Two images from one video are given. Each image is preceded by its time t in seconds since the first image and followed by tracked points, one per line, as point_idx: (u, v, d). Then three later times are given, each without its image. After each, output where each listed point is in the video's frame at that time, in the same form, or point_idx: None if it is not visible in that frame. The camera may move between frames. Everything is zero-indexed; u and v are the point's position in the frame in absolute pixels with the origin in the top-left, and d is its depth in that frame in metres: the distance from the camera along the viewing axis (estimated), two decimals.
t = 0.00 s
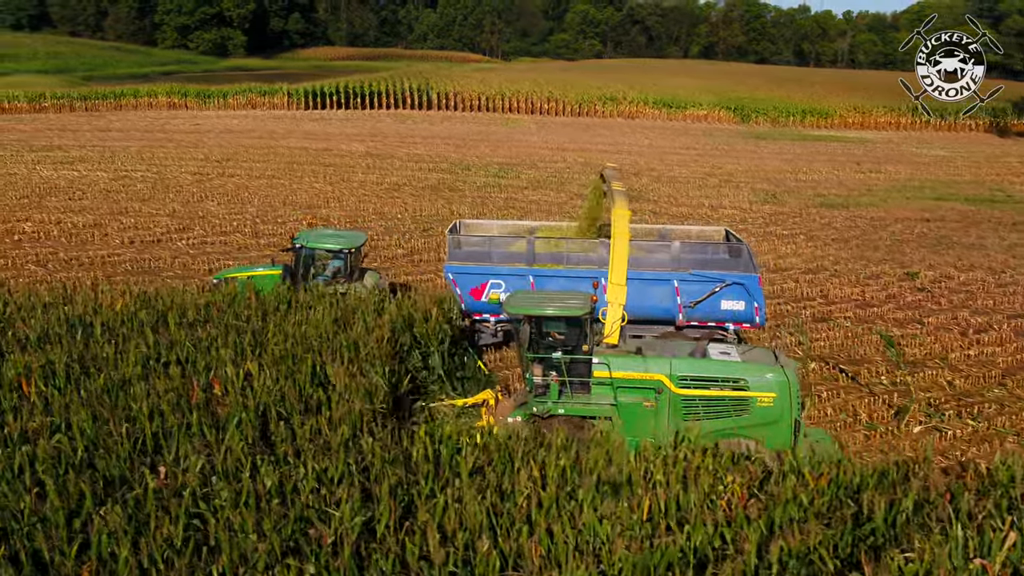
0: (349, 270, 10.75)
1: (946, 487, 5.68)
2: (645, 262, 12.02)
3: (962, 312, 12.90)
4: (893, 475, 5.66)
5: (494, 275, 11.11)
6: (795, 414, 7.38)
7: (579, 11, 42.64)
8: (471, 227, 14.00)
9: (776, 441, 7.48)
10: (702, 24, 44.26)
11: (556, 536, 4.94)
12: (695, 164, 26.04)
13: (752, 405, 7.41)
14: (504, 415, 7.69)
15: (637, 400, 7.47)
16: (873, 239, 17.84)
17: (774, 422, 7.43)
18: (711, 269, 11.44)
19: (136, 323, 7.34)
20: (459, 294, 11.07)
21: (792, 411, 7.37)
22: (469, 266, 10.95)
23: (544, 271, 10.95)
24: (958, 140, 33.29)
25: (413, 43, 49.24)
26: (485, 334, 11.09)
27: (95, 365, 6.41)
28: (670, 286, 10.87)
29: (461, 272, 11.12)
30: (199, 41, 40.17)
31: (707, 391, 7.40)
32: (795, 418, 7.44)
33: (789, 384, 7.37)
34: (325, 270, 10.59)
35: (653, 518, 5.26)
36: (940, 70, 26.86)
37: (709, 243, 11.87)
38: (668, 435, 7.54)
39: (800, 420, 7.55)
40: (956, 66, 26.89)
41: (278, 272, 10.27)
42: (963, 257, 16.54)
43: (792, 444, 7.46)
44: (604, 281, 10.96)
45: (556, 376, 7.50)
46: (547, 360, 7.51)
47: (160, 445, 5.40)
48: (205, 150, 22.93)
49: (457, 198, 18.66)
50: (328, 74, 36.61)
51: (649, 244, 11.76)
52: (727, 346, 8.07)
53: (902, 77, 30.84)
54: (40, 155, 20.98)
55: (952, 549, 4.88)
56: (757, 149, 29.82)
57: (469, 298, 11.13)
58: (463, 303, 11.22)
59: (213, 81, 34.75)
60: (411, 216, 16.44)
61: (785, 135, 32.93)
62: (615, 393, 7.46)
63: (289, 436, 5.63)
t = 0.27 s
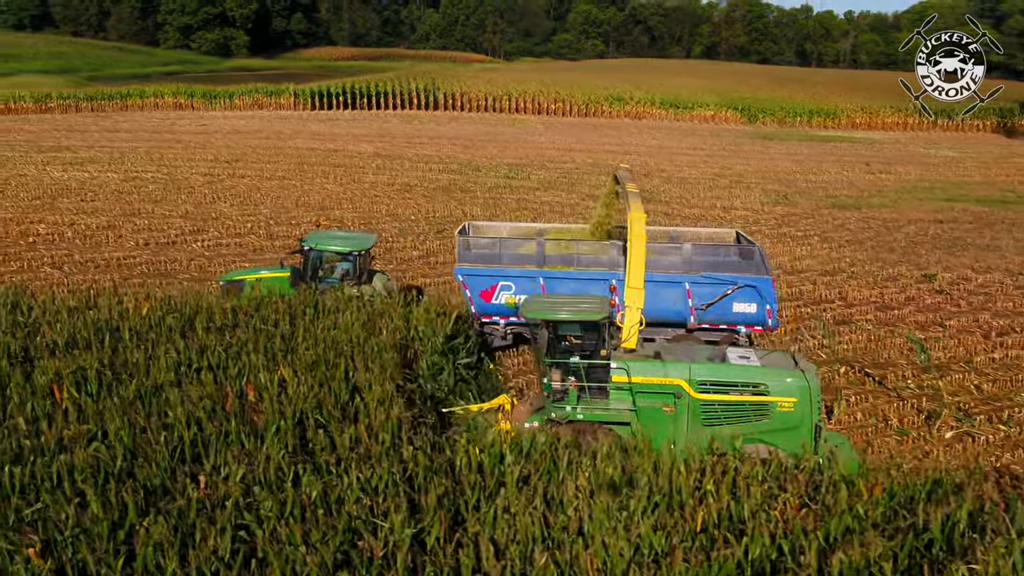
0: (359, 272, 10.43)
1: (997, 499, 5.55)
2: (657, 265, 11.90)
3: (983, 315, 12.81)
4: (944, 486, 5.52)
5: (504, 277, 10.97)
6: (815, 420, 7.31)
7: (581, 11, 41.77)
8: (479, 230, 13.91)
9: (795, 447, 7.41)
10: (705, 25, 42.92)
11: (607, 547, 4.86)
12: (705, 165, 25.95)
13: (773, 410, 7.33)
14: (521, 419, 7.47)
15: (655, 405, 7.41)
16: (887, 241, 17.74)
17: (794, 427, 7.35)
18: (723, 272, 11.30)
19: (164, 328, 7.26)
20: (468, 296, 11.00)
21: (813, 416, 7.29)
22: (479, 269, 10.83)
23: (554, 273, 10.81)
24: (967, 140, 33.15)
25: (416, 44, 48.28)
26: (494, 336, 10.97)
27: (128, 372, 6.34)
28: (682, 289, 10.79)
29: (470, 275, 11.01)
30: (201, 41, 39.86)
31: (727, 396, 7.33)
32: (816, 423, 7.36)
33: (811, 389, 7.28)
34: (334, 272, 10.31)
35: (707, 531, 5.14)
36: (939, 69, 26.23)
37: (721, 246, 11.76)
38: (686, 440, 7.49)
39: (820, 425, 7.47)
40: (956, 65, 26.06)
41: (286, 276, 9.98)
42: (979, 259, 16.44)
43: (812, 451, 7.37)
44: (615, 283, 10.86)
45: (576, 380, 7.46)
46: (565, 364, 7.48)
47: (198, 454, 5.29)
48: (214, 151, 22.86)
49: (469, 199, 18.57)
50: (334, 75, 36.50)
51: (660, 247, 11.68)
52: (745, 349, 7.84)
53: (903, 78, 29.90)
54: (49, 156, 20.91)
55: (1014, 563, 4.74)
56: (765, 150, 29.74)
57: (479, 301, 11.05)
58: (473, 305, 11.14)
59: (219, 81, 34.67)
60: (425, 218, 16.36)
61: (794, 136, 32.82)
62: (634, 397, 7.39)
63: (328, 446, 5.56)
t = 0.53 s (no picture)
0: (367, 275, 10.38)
1: None
2: (669, 268, 11.83)
3: (1003, 317, 12.73)
4: (997, 494, 5.42)
5: (515, 280, 10.84)
6: (836, 423, 7.26)
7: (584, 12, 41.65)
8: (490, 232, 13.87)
9: (817, 451, 7.35)
10: (708, 24, 42.86)
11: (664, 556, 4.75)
12: (714, 166, 25.89)
13: (794, 415, 7.28)
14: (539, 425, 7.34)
15: (675, 410, 7.32)
16: (902, 242, 17.68)
17: (816, 432, 7.30)
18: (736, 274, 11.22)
19: (194, 332, 7.15)
20: (479, 299, 10.89)
21: (834, 420, 7.24)
22: (489, 272, 10.71)
23: (565, 277, 10.66)
24: (975, 141, 33.09)
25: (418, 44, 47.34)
26: (504, 339, 10.90)
27: (161, 379, 6.23)
28: (694, 291, 10.71)
29: (481, 277, 10.90)
30: (205, 41, 39.62)
31: (747, 401, 7.26)
32: (837, 427, 7.32)
33: (831, 393, 7.24)
34: (343, 276, 10.22)
35: (764, 541, 5.01)
36: (940, 69, 26.29)
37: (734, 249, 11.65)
38: (707, 445, 7.40)
39: (841, 430, 7.42)
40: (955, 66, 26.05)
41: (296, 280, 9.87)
42: (995, 261, 16.37)
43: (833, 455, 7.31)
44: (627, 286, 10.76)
45: (594, 385, 7.28)
46: (584, 369, 7.30)
47: (240, 461, 5.21)
48: (224, 152, 22.80)
49: (481, 200, 18.51)
50: (340, 75, 36.42)
51: (672, 249, 11.59)
52: (763, 354, 7.79)
53: (903, 78, 29.97)
54: (58, 157, 20.84)
55: None
56: (774, 150, 29.69)
57: (490, 303, 10.93)
58: (483, 308, 11.03)
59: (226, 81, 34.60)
60: (438, 219, 16.29)
61: (802, 137, 32.74)
62: (653, 403, 7.31)
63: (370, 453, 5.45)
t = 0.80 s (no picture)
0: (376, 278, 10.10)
1: None
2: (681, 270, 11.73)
3: None
4: None
5: (527, 283, 10.62)
6: (858, 429, 7.08)
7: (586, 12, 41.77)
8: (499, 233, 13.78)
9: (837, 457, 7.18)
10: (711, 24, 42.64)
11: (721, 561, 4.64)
12: (725, 167, 25.80)
13: (815, 420, 7.09)
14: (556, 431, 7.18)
15: (694, 415, 7.14)
16: (917, 244, 17.58)
17: (837, 437, 7.11)
18: (749, 277, 11.13)
19: (225, 335, 7.10)
20: (489, 302, 10.67)
21: (856, 426, 7.05)
22: (502, 275, 10.48)
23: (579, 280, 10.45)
24: (983, 141, 32.98)
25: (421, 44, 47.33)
26: (514, 341, 10.68)
27: (194, 385, 6.17)
28: (707, 294, 10.64)
29: (492, 280, 10.68)
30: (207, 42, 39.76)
31: (767, 406, 7.06)
32: (859, 432, 7.13)
33: (853, 399, 7.02)
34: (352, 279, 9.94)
35: (822, 552, 4.85)
36: (939, 69, 26.51)
37: (748, 250, 11.48)
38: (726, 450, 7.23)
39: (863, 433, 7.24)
40: (955, 66, 26.13)
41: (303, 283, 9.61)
42: (1012, 263, 16.26)
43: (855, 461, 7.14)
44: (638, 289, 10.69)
45: (614, 392, 7.16)
46: (602, 374, 7.15)
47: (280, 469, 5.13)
48: (233, 152, 22.73)
49: (494, 202, 18.43)
50: (346, 74, 36.33)
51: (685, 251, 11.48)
52: (784, 358, 7.56)
53: (903, 78, 29.69)
54: (68, 157, 20.77)
55: None
56: (782, 151, 29.62)
57: (501, 307, 10.70)
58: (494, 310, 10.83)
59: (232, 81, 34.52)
60: (452, 221, 16.21)
61: (810, 137, 32.65)
62: (672, 408, 7.11)
63: (411, 460, 5.39)
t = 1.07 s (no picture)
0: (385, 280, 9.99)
1: None
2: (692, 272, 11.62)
3: None
4: None
5: (538, 285, 10.52)
6: (878, 432, 7.06)
7: (586, 14, 41.36)
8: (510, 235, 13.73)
9: (858, 461, 7.15)
10: (713, 25, 42.51)
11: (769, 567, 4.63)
12: (735, 167, 25.72)
13: (836, 424, 7.06)
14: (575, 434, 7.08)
15: (714, 420, 7.10)
16: (932, 246, 17.50)
17: (858, 441, 7.08)
18: (761, 280, 11.03)
19: (255, 341, 7.04)
20: (500, 304, 10.56)
21: (876, 429, 7.03)
22: (512, 277, 10.38)
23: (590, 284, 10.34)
24: (992, 141, 32.88)
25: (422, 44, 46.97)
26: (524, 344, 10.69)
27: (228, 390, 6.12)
28: (719, 297, 10.57)
29: (502, 282, 10.58)
30: (210, 41, 39.59)
31: (788, 410, 7.04)
32: (879, 435, 7.11)
33: (874, 402, 7.01)
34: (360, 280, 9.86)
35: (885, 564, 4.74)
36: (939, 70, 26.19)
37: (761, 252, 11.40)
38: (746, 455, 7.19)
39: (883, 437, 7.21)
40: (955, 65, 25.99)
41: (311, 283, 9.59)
42: None
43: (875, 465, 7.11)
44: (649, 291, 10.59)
45: (634, 396, 7.06)
46: (621, 378, 7.11)
47: (324, 476, 5.07)
48: (243, 153, 22.68)
49: (507, 203, 18.37)
50: (352, 74, 36.25)
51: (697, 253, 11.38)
52: (802, 362, 7.55)
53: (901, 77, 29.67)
54: (78, 158, 20.71)
55: None
56: (791, 151, 29.57)
57: (511, 309, 10.59)
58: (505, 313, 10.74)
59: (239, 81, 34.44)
60: (466, 222, 16.14)
61: (818, 138, 32.57)
62: (692, 412, 7.08)
63: (454, 467, 5.34)
